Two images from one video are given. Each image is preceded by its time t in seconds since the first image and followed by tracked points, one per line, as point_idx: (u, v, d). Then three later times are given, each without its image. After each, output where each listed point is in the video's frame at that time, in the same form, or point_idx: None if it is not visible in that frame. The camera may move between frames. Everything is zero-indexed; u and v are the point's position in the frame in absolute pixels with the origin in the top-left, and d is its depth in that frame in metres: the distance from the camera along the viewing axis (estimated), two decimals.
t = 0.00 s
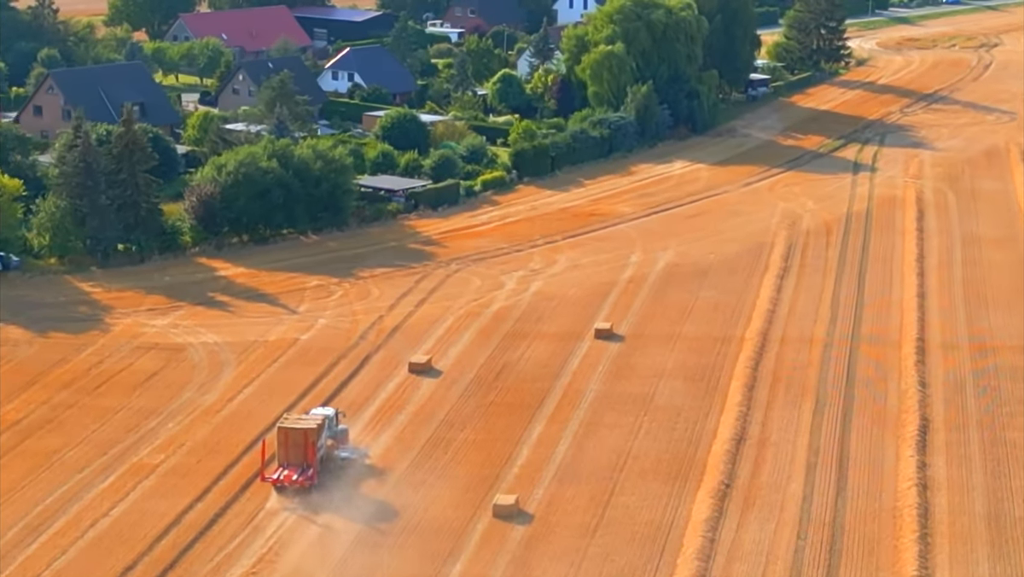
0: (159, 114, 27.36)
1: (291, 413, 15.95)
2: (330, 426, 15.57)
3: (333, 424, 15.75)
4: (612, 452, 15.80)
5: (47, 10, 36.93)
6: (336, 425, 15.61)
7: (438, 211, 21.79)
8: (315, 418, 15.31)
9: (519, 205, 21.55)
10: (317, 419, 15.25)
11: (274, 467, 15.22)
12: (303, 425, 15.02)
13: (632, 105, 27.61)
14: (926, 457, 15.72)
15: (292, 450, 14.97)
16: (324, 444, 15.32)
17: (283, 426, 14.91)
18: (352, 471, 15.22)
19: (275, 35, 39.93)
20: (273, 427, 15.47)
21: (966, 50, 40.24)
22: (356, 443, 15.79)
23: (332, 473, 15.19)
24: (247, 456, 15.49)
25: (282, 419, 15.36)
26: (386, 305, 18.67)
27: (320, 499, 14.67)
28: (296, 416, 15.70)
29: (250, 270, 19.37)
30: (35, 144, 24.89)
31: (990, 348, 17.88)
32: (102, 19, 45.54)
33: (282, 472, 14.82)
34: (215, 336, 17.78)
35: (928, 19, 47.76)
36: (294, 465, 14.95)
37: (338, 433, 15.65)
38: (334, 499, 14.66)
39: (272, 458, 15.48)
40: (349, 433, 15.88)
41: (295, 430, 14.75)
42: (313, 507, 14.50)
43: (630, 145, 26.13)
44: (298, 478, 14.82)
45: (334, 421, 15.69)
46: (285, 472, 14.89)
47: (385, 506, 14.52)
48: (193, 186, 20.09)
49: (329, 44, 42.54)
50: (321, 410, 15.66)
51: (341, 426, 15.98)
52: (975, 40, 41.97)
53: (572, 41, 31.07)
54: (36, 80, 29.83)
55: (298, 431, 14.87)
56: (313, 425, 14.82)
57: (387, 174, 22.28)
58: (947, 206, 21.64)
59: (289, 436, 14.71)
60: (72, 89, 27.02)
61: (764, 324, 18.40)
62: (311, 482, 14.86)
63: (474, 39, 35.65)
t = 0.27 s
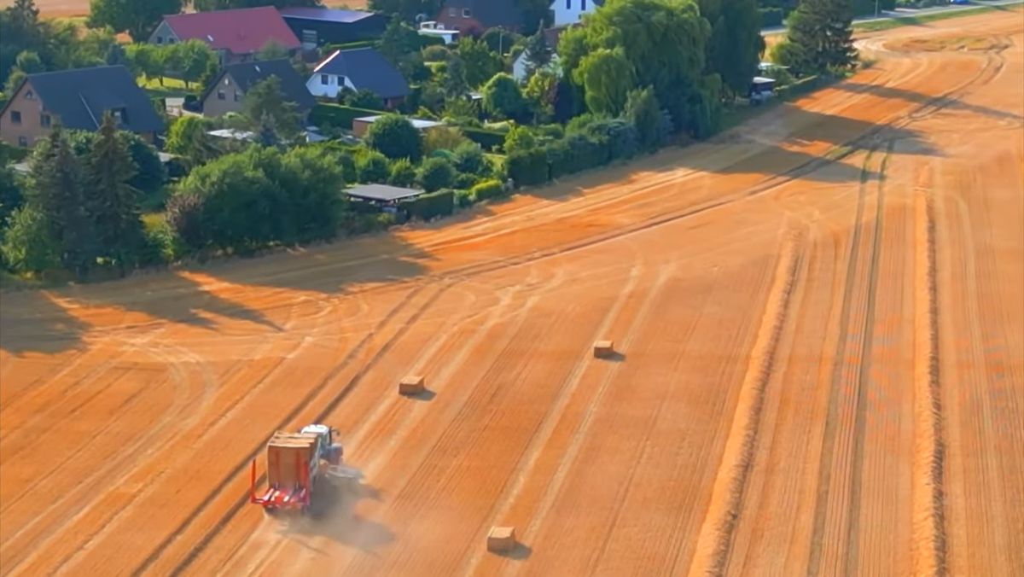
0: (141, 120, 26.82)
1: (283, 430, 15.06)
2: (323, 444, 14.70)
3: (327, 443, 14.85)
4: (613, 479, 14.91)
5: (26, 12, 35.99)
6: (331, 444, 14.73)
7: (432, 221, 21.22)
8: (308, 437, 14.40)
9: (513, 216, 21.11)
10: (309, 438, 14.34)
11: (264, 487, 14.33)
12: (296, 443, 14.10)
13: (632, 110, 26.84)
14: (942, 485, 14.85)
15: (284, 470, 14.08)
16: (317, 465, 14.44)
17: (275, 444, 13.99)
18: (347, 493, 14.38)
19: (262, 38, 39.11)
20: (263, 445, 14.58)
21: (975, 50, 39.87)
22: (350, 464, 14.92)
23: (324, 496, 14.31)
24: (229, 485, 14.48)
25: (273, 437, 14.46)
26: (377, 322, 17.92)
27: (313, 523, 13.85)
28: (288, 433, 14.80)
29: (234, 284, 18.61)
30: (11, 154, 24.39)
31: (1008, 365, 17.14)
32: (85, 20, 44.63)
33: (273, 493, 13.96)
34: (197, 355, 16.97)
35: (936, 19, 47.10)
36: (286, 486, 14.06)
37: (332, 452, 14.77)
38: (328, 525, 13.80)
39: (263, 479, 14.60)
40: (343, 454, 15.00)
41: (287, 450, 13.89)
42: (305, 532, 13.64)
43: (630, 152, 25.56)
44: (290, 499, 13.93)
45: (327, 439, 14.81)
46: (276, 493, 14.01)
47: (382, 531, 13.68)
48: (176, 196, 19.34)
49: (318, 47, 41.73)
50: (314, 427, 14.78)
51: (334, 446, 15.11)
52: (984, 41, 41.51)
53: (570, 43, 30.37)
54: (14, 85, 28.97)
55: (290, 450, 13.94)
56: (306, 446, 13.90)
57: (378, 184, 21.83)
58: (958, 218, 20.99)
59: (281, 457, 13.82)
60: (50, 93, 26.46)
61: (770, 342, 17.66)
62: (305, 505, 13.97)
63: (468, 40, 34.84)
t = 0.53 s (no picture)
0: (124, 126, 26.15)
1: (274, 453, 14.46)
2: (317, 465, 14.10)
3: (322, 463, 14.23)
4: (615, 509, 14.08)
5: (6, 13, 35.19)
6: (324, 464, 14.13)
7: (425, 232, 20.54)
8: (301, 456, 13.81)
9: (511, 227, 20.31)
10: (303, 457, 13.75)
11: (257, 510, 13.67)
12: (288, 463, 13.51)
13: (633, 114, 26.14)
14: (961, 514, 13.97)
15: (277, 491, 13.46)
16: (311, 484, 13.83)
17: (266, 465, 13.42)
18: (342, 513, 13.74)
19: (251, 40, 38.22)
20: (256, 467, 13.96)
21: (987, 53, 39.43)
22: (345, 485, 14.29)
23: (318, 516, 13.69)
24: (212, 515, 13.57)
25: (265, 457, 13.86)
26: (368, 339, 17.14)
27: (306, 546, 13.13)
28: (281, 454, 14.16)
29: (219, 299, 17.88)
30: None
31: None
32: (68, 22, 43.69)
33: (264, 515, 13.28)
34: (179, 375, 16.18)
35: (946, 20, 46.45)
36: (278, 508, 13.42)
37: (326, 472, 14.16)
38: (323, 545, 13.14)
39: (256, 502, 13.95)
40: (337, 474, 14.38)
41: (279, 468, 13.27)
42: (299, 553, 12.96)
43: (632, 157, 25.21)
44: (283, 520, 13.28)
45: (322, 459, 14.20)
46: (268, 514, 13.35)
47: (380, 551, 13.01)
48: (159, 208, 18.64)
49: (309, 48, 40.98)
50: (307, 447, 14.19)
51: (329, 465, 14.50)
52: (996, 41, 41.14)
53: (569, 46, 29.75)
54: None
55: (282, 470, 13.36)
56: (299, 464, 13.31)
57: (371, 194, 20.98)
58: (973, 228, 20.30)
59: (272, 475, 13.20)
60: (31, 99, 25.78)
61: (778, 361, 16.92)
62: (298, 527, 13.32)
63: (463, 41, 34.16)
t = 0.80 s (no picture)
0: (150, 132, 25.99)
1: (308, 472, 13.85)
2: (353, 484, 13.40)
3: (358, 482, 13.59)
4: (660, 542, 13.31)
5: (31, 15, 34.93)
6: (361, 483, 13.49)
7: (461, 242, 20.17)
8: (336, 475, 13.18)
9: (549, 238, 19.86)
10: (338, 477, 13.09)
11: (290, 533, 13.09)
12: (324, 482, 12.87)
13: (678, 120, 25.78)
14: None
15: (311, 512, 12.82)
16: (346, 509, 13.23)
17: (300, 485, 12.77)
18: (377, 536, 13.16)
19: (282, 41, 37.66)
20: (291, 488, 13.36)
21: None
22: (381, 508, 13.66)
23: (354, 541, 13.09)
24: (235, 547, 12.93)
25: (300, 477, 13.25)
26: (402, 356, 16.52)
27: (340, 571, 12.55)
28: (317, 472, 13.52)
29: (245, 313, 17.49)
30: (13, 171, 23.67)
31: None
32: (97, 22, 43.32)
33: (299, 537, 12.65)
34: (203, 396, 15.68)
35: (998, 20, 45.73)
36: (313, 530, 12.79)
37: (362, 492, 13.49)
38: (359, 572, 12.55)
39: (288, 523, 13.33)
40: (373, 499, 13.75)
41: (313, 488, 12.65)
42: None
43: (675, 165, 24.62)
44: (317, 543, 12.64)
45: (357, 479, 13.51)
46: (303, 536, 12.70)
47: None
48: (184, 219, 18.40)
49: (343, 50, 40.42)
50: (343, 466, 13.49)
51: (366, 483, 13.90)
52: None
53: (611, 49, 29.03)
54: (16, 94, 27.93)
55: (318, 491, 12.71)
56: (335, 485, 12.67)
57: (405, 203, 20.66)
58: None
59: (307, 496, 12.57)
60: (56, 104, 25.61)
61: (830, 381, 16.10)
62: (332, 550, 12.70)
63: (501, 44, 33.48)
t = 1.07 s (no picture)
0: (160, 138, 25.65)
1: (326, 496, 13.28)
2: (375, 507, 12.88)
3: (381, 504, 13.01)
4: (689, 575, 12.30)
5: (38, 15, 34.35)
6: (383, 506, 12.94)
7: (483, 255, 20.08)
8: (357, 499, 12.62)
9: (574, 250, 19.78)
10: (359, 500, 12.54)
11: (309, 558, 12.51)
12: (344, 506, 12.31)
13: (707, 127, 25.43)
14: None
15: (331, 537, 12.23)
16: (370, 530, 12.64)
17: (319, 508, 12.23)
18: (400, 560, 12.49)
19: (297, 43, 37.08)
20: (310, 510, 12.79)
21: None
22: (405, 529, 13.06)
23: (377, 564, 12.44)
24: None
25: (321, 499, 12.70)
26: (419, 377, 16.02)
27: None
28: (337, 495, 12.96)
29: (257, 331, 17.16)
30: (18, 179, 23.40)
31: None
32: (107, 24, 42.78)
33: (318, 562, 12.02)
34: (211, 420, 15.12)
35: None
36: (332, 555, 12.17)
37: (384, 515, 12.90)
38: None
39: (306, 549, 12.71)
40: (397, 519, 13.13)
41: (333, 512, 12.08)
42: None
43: (703, 173, 24.56)
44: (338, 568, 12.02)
45: (380, 501, 12.97)
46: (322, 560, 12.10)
47: None
48: (194, 230, 18.13)
49: (361, 52, 39.90)
50: (364, 488, 12.99)
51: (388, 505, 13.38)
52: None
53: (638, 52, 28.46)
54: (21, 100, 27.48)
55: (338, 514, 12.18)
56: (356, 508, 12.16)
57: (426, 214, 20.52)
58: None
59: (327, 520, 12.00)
60: (64, 108, 25.23)
61: (868, 405, 15.30)
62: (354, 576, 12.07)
63: (523, 46, 32.71)
